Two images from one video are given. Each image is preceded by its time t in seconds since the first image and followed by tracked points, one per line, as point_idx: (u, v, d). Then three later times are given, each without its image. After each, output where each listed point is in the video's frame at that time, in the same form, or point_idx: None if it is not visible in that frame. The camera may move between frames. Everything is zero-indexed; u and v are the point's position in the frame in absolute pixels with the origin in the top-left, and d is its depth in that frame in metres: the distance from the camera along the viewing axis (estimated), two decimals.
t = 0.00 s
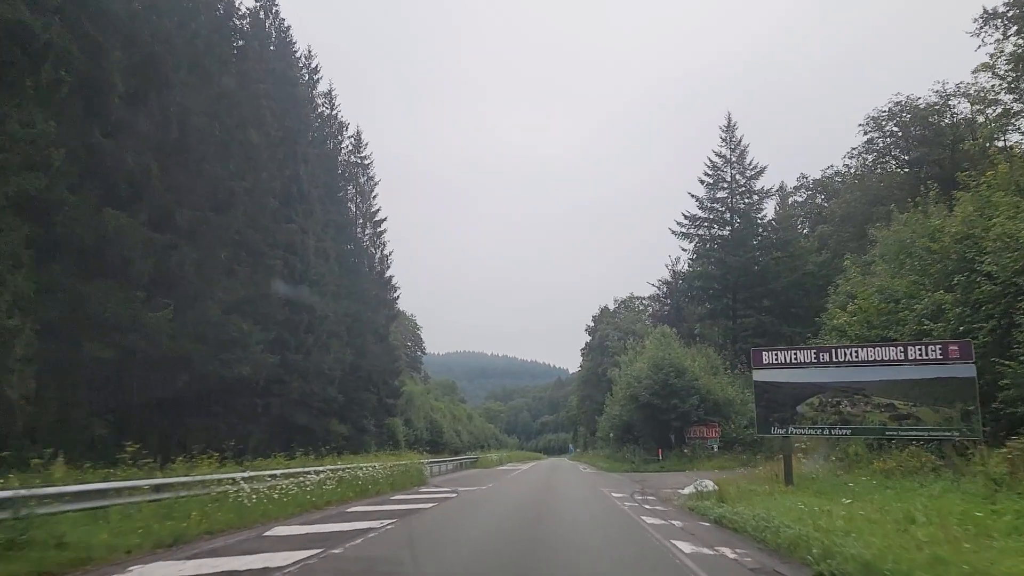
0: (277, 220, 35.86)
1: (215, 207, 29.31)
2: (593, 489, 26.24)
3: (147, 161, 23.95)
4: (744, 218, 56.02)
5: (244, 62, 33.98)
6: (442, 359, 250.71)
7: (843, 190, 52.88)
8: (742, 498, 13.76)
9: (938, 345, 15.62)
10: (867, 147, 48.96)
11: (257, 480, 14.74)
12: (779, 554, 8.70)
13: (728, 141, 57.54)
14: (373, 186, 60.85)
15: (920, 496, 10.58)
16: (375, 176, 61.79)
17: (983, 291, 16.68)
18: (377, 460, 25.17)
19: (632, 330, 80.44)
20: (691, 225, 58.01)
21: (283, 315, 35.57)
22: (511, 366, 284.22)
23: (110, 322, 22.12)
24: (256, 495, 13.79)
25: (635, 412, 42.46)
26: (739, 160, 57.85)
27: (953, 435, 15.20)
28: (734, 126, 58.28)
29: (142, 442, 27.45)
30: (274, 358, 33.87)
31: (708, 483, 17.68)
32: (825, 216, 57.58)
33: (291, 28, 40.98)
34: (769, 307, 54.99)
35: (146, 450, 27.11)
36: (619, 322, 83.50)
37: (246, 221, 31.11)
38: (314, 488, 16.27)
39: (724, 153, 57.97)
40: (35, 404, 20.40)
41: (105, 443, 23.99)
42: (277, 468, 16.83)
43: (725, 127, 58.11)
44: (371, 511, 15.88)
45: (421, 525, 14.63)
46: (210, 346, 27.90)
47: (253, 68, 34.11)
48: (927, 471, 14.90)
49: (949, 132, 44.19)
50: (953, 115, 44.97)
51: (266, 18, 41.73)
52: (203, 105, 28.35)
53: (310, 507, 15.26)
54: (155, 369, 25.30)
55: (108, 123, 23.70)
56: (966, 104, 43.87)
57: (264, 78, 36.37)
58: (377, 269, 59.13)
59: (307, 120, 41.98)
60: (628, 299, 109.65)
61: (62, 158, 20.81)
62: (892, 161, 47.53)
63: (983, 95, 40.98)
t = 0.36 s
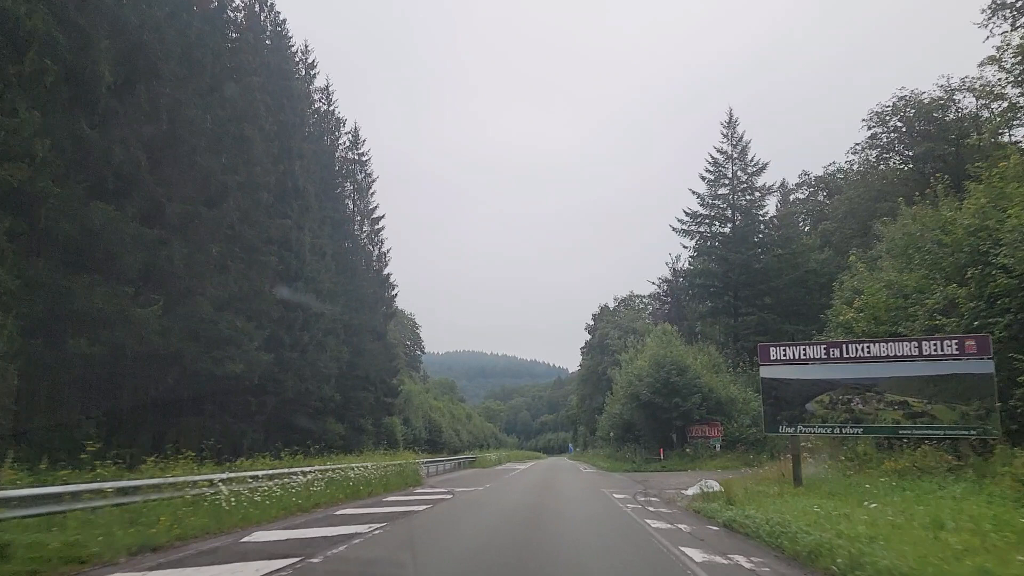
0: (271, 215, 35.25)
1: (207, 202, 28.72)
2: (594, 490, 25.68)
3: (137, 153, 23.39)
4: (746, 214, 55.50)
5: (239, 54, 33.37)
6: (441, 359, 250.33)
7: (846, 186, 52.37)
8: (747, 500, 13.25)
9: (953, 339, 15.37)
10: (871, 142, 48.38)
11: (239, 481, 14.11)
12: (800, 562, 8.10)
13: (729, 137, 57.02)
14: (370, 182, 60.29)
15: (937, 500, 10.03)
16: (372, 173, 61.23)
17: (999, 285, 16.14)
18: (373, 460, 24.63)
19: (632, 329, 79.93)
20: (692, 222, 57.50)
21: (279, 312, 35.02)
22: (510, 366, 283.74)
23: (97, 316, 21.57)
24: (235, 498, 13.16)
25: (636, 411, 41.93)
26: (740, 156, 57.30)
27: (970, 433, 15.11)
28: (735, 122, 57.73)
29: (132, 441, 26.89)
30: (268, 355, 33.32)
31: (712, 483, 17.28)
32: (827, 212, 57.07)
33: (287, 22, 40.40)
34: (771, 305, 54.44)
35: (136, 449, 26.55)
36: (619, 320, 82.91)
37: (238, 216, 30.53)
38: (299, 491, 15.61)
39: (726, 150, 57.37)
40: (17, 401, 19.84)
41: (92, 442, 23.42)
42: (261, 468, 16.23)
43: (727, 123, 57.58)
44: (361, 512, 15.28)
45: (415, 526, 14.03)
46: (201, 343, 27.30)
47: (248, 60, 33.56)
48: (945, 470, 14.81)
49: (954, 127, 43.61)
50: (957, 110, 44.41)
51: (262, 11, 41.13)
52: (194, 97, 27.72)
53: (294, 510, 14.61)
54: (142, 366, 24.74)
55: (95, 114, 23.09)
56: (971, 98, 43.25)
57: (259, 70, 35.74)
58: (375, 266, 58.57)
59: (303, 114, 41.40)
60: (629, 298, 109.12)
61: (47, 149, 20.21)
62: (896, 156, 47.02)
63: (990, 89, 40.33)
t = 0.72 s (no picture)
0: (266, 210, 34.66)
1: (199, 196, 28.14)
2: (594, 490, 25.11)
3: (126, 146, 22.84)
4: (747, 211, 54.93)
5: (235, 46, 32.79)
6: (441, 358, 249.71)
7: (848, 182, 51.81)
8: (756, 501, 12.74)
9: (970, 334, 15.08)
10: (874, 137, 47.80)
11: (219, 483, 13.49)
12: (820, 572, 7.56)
13: (731, 133, 56.44)
14: (368, 179, 59.71)
15: (959, 503, 9.49)
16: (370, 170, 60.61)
17: (1016, 277, 15.70)
18: (368, 460, 24.10)
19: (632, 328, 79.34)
20: (693, 218, 56.97)
21: (274, 309, 34.46)
22: (510, 365, 283.18)
23: (84, 312, 21.03)
24: (213, 501, 12.55)
25: (637, 409, 41.37)
26: (742, 152, 56.76)
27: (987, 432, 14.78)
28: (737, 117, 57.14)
29: (121, 441, 26.33)
30: (263, 353, 32.76)
31: (717, 483, 16.75)
32: (829, 209, 56.51)
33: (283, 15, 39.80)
34: (773, 303, 53.87)
35: (125, 449, 26.00)
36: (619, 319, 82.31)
37: (231, 211, 29.94)
38: (281, 493, 14.98)
39: (727, 146, 56.84)
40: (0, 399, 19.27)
41: (80, 441, 22.86)
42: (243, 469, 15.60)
43: (728, 119, 57.00)
44: (349, 514, 14.68)
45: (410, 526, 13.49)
46: (193, 340, 26.74)
47: (243, 53, 32.98)
48: (962, 469, 14.46)
49: (958, 122, 43.03)
50: (962, 105, 43.83)
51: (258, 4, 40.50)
52: (185, 88, 27.10)
53: (275, 513, 13.98)
54: (129, 363, 24.18)
55: (83, 106, 22.51)
56: (976, 93, 42.66)
57: (253, 63, 35.16)
58: (373, 263, 57.98)
59: (299, 108, 40.81)
60: (629, 296, 108.49)
61: (32, 140, 19.62)
62: (899, 152, 46.45)
63: (996, 83, 39.71)
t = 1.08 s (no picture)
0: (257, 203, 33.75)
1: (186, 187, 27.23)
2: (595, 490, 24.23)
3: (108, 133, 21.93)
4: (750, 206, 54.05)
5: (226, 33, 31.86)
6: (440, 356, 248.83)
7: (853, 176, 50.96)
8: (773, 505, 11.93)
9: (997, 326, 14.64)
10: (880, 130, 46.96)
11: (183, 487, 12.57)
12: None
13: (733, 127, 55.51)
14: (364, 174, 58.77)
15: (1003, 512, 8.63)
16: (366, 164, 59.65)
17: None
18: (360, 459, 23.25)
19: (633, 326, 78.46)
20: (695, 214, 56.08)
21: (265, 304, 33.58)
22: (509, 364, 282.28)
23: (65, 306, 20.16)
24: (175, 509, 11.63)
25: (638, 408, 40.52)
26: (744, 147, 55.85)
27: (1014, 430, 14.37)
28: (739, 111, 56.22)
29: (106, 440, 25.44)
30: (255, 349, 31.89)
31: (725, 484, 15.93)
32: (833, 204, 55.67)
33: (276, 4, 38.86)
34: (776, 300, 53.01)
35: (110, 448, 25.10)
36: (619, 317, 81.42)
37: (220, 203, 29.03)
38: (254, 497, 14.11)
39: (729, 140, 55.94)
40: None
41: (61, 441, 21.96)
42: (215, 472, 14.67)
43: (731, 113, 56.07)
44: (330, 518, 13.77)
45: (403, 530, 12.63)
46: (181, 335, 25.87)
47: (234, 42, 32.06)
48: (988, 468, 13.94)
49: (966, 114, 42.19)
50: (970, 97, 42.98)
51: None
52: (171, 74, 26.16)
53: (246, 520, 13.11)
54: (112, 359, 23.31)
55: (63, 91, 21.59)
56: (985, 84, 41.80)
57: (245, 52, 34.24)
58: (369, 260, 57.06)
59: (293, 100, 39.88)
60: (628, 294, 107.55)
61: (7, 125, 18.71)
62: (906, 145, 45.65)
63: (1005, 75, 38.88)
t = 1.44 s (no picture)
0: (251, 198, 33.15)
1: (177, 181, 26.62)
2: (596, 491, 23.63)
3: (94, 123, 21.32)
4: (751, 203, 53.45)
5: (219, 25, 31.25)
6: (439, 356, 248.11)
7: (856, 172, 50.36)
8: (784, 506, 11.43)
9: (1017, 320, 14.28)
10: (883, 126, 46.37)
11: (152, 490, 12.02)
12: None
13: (735, 123, 54.88)
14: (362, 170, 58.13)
15: None
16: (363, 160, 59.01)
17: None
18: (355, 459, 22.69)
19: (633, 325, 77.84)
20: (695, 211, 55.49)
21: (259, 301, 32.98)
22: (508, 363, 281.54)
23: (49, 302, 19.57)
24: (143, 513, 11.08)
25: (639, 406, 39.91)
26: (746, 143, 55.21)
27: None
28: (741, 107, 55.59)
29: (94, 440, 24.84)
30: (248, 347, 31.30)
31: (731, 484, 15.41)
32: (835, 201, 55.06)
33: None
34: (778, 298, 52.40)
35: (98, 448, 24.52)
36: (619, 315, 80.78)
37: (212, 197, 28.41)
38: (232, 501, 13.50)
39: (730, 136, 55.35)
40: None
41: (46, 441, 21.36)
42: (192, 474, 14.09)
43: (732, 108, 55.42)
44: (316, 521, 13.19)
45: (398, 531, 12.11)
46: (171, 333, 25.29)
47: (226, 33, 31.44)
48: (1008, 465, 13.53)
49: (971, 109, 41.59)
50: (975, 91, 42.38)
51: None
52: (161, 65, 25.56)
53: (224, 524, 12.57)
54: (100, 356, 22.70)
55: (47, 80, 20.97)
56: (990, 79, 41.21)
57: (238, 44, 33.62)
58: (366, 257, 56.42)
59: (288, 94, 39.25)
60: (629, 293, 106.88)
61: None
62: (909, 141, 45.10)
63: (1010, 68, 38.27)
